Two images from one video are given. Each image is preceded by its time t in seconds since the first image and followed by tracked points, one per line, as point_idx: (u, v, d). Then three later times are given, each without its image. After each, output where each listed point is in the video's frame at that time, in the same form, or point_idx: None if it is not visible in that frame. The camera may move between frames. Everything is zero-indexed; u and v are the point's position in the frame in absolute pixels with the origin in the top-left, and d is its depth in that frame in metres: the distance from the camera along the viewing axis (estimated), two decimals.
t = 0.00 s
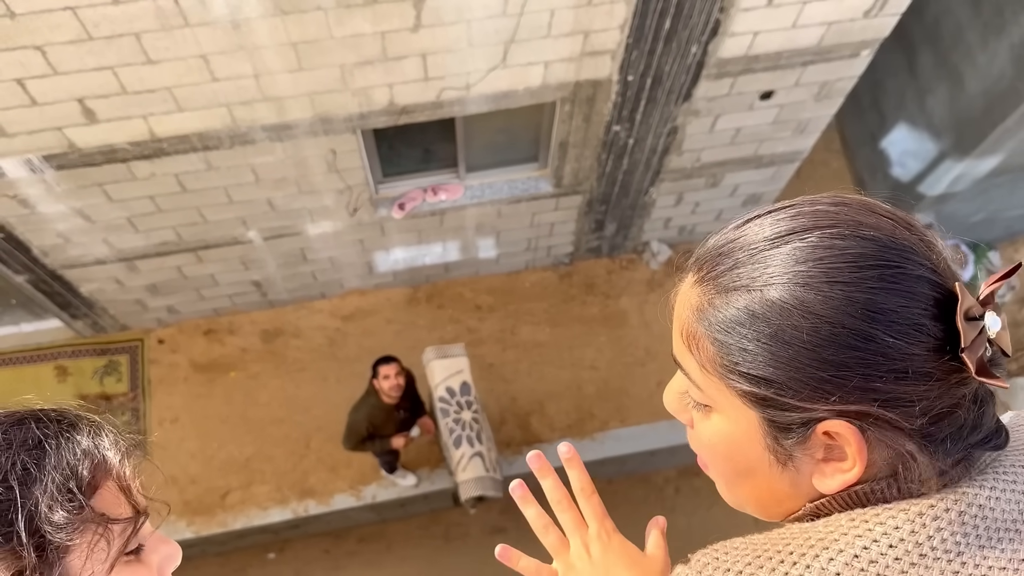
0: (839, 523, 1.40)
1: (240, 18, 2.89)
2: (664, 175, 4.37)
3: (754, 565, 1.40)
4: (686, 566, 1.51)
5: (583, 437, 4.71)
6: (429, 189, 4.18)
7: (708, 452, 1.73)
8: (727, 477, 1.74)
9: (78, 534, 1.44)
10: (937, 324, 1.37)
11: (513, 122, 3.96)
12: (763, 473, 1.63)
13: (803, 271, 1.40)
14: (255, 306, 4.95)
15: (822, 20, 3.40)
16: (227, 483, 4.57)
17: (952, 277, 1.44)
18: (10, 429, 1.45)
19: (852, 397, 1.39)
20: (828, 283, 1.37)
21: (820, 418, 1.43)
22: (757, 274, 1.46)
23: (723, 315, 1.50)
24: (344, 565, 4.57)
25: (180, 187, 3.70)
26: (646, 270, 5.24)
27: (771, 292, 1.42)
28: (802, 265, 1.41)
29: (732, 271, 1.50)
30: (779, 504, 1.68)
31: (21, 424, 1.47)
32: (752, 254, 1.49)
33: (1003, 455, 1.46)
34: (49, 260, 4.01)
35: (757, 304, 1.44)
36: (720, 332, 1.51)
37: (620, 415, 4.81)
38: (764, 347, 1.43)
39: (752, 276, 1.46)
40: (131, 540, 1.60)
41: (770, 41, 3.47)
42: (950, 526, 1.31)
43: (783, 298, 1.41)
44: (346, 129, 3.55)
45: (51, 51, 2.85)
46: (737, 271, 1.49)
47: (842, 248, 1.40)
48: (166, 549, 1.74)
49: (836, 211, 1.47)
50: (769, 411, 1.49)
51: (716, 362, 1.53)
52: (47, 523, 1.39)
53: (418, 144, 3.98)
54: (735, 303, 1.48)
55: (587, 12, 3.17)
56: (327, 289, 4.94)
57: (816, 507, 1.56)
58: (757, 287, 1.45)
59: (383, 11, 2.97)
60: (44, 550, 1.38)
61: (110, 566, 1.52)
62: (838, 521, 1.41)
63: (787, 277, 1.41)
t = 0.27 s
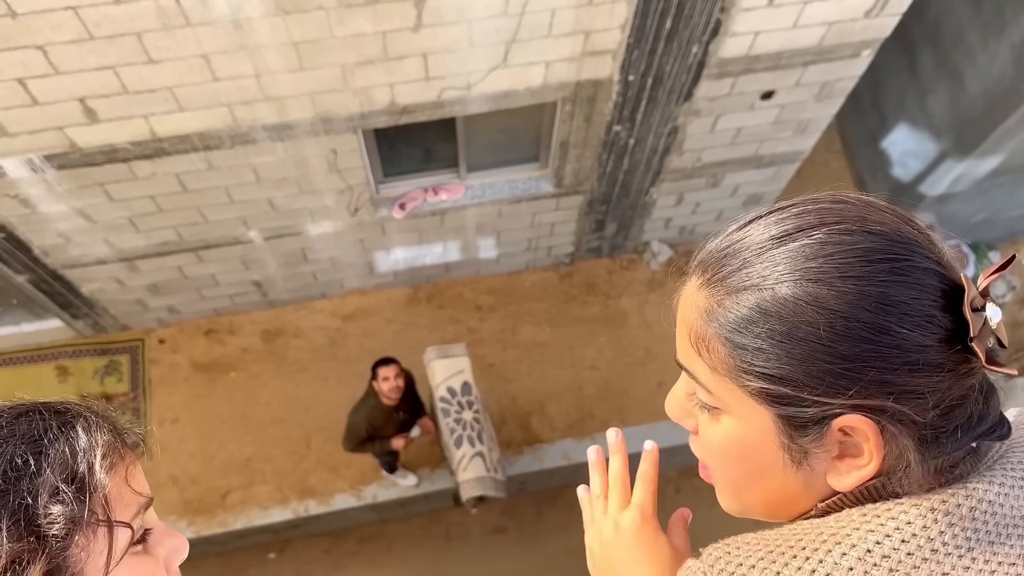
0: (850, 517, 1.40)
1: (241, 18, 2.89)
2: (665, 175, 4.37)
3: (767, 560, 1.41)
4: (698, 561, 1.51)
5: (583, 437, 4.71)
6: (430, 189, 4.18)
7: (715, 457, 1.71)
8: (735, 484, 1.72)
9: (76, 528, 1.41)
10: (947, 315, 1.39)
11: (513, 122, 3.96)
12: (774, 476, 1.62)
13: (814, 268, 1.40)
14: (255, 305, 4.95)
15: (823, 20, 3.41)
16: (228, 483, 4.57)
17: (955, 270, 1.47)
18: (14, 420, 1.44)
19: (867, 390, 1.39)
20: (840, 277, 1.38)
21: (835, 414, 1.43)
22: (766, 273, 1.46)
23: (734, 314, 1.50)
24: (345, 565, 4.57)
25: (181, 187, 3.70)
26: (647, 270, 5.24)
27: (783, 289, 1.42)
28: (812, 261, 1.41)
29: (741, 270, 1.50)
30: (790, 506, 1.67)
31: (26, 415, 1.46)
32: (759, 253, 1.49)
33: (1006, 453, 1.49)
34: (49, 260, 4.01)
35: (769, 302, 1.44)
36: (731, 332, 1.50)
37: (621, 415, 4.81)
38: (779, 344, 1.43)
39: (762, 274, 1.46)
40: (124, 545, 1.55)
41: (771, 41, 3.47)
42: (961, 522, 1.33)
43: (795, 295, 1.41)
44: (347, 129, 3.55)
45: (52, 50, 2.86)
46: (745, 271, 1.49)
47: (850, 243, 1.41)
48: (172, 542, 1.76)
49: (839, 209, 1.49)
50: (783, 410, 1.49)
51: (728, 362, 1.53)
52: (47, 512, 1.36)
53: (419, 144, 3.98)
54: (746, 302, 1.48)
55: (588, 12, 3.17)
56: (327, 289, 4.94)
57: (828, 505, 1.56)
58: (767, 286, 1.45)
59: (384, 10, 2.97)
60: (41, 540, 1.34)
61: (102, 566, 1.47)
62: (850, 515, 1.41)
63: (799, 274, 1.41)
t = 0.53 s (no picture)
0: (852, 518, 1.40)
1: (240, 18, 2.89)
2: (664, 175, 4.37)
3: (770, 564, 1.40)
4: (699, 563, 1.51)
5: (583, 437, 4.71)
6: (429, 189, 4.18)
7: (711, 460, 1.68)
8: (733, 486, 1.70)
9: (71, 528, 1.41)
10: (935, 301, 1.41)
11: (513, 122, 3.96)
12: (772, 474, 1.60)
13: (805, 258, 1.41)
14: (255, 306, 4.95)
15: (822, 20, 3.41)
16: (228, 483, 4.57)
17: (937, 259, 1.49)
18: (10, 419, 1.43)
19: (863, 378, 1.40)
20: (832, 266, 1.39)
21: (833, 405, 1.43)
22: (757, 267, 1.46)
23: (727, 310, 1.49)
24: (345, 565, 4.57)
25: (180, 187, 3.70)
26: (646, 270, 5.23)
27: (776, 281, 1.42)
28: (803, 253, 1.41)
29: (732, 266, 1.50)
30: (790, 505, 1.64)
31: (22, 414, 1.45)
32: (748, 249, 1.49)
33: (1007, 446, 1.48)
34: (49, 260, 4.01)
35: (762, 294, 1.44)
36: (725, 328, 1.49)
37: (621, 415, 4.81)
38: (775, 336, 1.43)
39: (754, 268, 1.46)
40: (120, 543, 1.55)
41: (770, 41, 3.47)
42: (961, 520, 1.33)
43: (787, 286, 1.41)
44: (346, 129, 3.54)
45: (51, 50, 2.86)
46: (736, 267, 1.49)
47: (838, 233, 1.42)
48: (169, 542, 1.76)
49: (822, 202, 1.50)
50: (782, 403, 1.48)
51: (723, 359, 1.52)
52: (41, 512, 1.36)
53: (418, 144, 3.98)
54: (738, 297, 1.47)
55: (588, 12, 3.18)
56: (327, 289, 4.94)
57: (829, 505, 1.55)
58: (759, 279, 1.44)
59: (383, 11, 2.97)
60: (34, 540, 1.34)
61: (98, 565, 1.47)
62: (851, 515, 1.41)
63: (790, 266, 1.41)
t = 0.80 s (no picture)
0: (841, 518, 1.40)
1: (238, 17, 2.88)
2: (663, 175, 4.36)
3: (762, 565, 1.40)
4: (691, 564, 1.50)
5: (582, 437, 4.70)
6: (428, 189, 4.18)
7: (695, 474, 1.68)
8: (720, 497, 1.69)
9: (61, 530, 1.40)
10: (901, 296, 1.42)
11: (511, 122, 3.96)
12: (756, 482, 1.60)
13: (767, 266, 1.42)
14: (253, 306, 4.94)
15: (821, 20, 3.40)
16: (226, 483, 4.56)
17: (901, 254, 1.51)
18: None
19: (834, 379, 1.41)
20: (794, 271, 1.40)
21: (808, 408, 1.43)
22: (721, 279, 1.47)
23: (696, 323, 1.49)
24: (343, 565, 4.56)
25: (178, 187, 3.69)
26: (645, 270, 5.23)
27: (741, 292, 1.43)
28: (764, 261, 1.43)
29: (698, 278, 1.51)
30: (777, 512, 1.64)
31: (12, 416, 1.44)
32: (712, 262, 1.50)
33: (995, 444, 1.48)
34: (47, 261, 4.01)
35: (729, 305, 1.44)
36: (695, 342, 1.50)
37: (619, 415, 4.80)
38: (745, 345, 1.43)
39: (719, 280, 1.47)
40: (112, 544, 1.54)
41: (768, 41, 3.47)
42: (950, 519, 1.33)
43: (753, 295, 1.42)
44: (344, 128, 3.54)
45: (48, 50, 2.85)
46: (701, 280, 1.50)
47: (796, 238, 1.44)
48: (161, 545, 1.75)
49: (780, 209, 1.52)
50: (757, 411, 1.48)
51: (696, 372, 1.52)
52: (30, 514, 1.36)
53: (417, 144, 3.97)
54: (706, 309, 1.48)
55: (586, 11, 3.17)
56: (325, 289, 4.93)
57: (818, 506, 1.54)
58: (724, 291, 1.45)
59: (381, 10, 2.97)
60: (24, 542, 1.34)
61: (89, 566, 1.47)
62: (841, 515, 1.41)
63: (754, 276, 1.42)
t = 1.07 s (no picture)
0: (836, 519, 1.40)
1: (236, 17, 2.88)
2: (663, 175, 4.36)
3: (757, 566, 1.40)
4: (686, 568, 1.50)
5: (581, 437, 4.70)
6: (428, 188, 4.18)
7: (693, 478, 1.68)
8: (719, 502, 1.69)
9: (62, 524, 1.40)
10: (900, 300, 1.42)
11: (510, 122, 3.96)
12: (754, 487, 1.60)
13: (766, 271, 1.42)
14: (252, 306, 4.94)
15: (820, 19, 3.40)
16: (225, 483, 4.56)
17: (901, 258, 1.51)
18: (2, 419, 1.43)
19: (834, 384, 1.40)
20: (793, 275, 1.40)
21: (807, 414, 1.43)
22: (720, 283, 1.47)
23: (695, 328, 1.49)
24: (342, 565, 4.56)
25: (177, 187, 3.69)
26: (645, 269, 5.22)
27: (740, 296, 1.43)
28: (764, 266, 1.43)
29: (697, 282, 1.51)
30: (775, 516, 1.64)
31: (13, 413, 1.45)
32: (710, 265, 1.50)
33: (989, 444, 1.49)
34: (45, 261, 4.00)
35: (727, 310, 1.44)
36: (694, 346, 1.50)
37: (619, 415, 4.80)
38: (744, 350, 1.43)
39: (718, 284, 1.47)
40: (113, 541, 1.53)
41: (767, 40, 3.47)
42: (943, 519, 1.34)
43: (751, 299, 1.42)
44: (343, 129, 3.53)
45: (46, 50, 2.85)
46: (700, 284, 1.50)
47: (795, 242, 1.44)
48: (160, 546, 1.73)
49: (778, 213, 1.52)
50: (757, 416, 1.48)
51: (694, 376, 1.52)
52: (32, 507, 1.36)
53: (416, 144, 3.97)
54: (704, 313, 1.48)
55: (585, 11, 3.17)
56: (324, 289, 4.93)
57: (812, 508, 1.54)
58: (723, 296, 1.45)
59: (380, 10, 2.97)
60: (25, 534, 1.34)
61: (90, 563, 1.46)
62: (835, 516, 1.41)
63: (753, 280, 1.43)
